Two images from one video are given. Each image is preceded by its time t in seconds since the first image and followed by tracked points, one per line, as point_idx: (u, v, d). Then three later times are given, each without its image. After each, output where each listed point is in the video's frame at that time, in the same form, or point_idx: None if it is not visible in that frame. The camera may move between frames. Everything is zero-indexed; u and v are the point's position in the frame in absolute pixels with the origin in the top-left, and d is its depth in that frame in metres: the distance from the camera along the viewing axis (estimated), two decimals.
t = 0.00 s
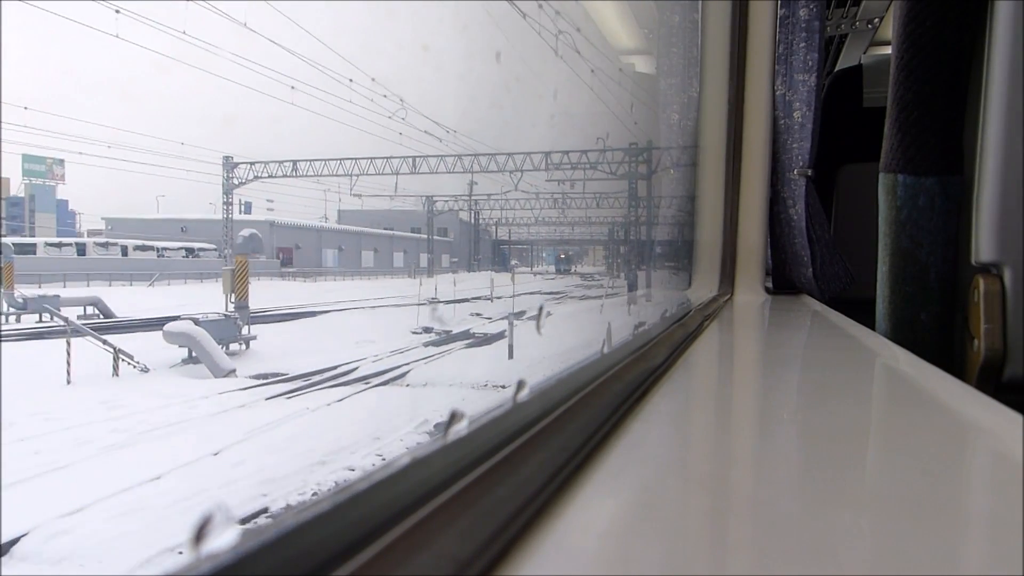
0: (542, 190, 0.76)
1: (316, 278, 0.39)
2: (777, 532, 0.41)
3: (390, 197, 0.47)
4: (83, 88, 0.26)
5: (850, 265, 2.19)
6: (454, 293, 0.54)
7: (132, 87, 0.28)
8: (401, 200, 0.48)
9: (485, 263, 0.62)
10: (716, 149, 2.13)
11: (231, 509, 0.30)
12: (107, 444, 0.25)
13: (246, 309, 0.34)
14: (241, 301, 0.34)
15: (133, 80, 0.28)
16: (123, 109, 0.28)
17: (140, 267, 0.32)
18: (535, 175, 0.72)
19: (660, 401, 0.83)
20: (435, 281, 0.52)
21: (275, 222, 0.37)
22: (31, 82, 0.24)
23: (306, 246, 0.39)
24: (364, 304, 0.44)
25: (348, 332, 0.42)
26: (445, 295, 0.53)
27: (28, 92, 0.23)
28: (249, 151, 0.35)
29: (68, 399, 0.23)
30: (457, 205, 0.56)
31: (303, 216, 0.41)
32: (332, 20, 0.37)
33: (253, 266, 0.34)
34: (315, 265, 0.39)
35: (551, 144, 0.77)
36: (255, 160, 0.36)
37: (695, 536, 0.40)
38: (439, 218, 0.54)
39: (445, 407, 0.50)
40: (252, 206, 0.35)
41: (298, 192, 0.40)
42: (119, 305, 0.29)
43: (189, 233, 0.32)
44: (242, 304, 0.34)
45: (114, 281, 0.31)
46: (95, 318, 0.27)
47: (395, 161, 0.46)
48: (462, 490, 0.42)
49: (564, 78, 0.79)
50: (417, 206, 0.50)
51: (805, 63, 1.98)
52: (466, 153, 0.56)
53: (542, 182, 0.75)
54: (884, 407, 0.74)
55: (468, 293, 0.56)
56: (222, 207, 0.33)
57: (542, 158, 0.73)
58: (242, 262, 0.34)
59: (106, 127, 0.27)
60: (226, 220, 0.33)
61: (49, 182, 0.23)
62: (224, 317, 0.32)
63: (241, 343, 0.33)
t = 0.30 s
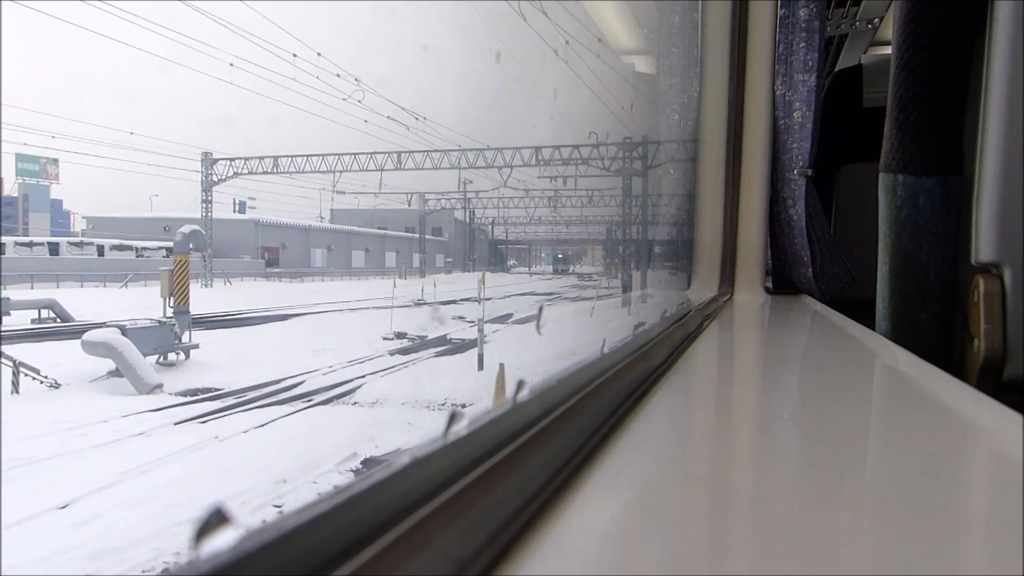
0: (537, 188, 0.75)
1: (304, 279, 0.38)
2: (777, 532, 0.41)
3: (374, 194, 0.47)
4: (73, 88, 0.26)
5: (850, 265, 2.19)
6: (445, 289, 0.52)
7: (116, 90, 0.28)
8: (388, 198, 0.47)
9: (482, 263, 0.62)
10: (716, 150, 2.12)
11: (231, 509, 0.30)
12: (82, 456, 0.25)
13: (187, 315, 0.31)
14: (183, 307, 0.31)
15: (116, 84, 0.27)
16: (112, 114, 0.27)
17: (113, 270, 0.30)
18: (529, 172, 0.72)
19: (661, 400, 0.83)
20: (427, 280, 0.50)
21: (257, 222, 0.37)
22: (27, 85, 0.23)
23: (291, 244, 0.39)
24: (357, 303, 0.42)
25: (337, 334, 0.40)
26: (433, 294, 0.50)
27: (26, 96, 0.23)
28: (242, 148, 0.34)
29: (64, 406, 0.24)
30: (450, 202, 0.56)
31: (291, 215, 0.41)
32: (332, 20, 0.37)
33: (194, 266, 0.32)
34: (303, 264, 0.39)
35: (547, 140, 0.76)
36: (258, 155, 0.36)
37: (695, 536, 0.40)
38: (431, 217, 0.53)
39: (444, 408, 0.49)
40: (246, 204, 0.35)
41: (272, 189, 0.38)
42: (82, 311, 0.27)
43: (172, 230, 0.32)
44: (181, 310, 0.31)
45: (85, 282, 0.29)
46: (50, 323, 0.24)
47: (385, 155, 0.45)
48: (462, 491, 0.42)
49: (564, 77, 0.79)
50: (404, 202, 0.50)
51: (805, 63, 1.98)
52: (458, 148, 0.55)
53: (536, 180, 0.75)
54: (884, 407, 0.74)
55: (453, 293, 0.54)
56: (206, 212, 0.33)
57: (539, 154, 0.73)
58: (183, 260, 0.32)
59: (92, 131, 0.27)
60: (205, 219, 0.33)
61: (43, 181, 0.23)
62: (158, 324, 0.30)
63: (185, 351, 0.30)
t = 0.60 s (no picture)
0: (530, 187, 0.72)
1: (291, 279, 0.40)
2: (778, 532, 0.41)
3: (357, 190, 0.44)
4: (62, 88, 0.26)
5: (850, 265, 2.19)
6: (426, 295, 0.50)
7: (96, 86, 0.28)
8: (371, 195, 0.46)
9: (476, 263, 0.63)
10: (716, 150, 2.12)
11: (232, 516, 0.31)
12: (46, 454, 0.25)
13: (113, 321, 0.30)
14: (106, 311, 0.30)
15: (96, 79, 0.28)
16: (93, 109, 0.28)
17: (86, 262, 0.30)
18: (522, 166, 0.68)
19: (660, 401, 0.83)
20: (421, 281, 0.51)
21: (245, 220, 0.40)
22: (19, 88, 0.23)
23: (278, 243, 0.41)
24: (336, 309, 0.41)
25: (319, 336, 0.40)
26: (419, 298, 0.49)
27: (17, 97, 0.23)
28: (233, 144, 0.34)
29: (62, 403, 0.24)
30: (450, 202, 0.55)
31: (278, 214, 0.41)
32: (332, 20, 0.37)
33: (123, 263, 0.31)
34: (291, 264, 0.41)
35: (540, 134, 0.72)
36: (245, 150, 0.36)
37: (694, 536, 0.40)
38: (424, 216, 0.53)
39: (444, 408, 0.49)
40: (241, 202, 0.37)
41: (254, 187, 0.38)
42: (38, 313, 0.27)
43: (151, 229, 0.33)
44: (107, 315, 0.30)
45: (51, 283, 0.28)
46: None
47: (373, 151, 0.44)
48: (462, 491, 0.42)
49: (563, 77, 0.79)
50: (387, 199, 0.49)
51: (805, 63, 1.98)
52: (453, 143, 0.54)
53: (528, 178, 0.72)
54: (884, 407, 0.74)
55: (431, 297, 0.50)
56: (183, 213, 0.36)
57: (531, 149, 0.70)
58: (106, 259, 0.30)
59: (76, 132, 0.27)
60: (185, 217, 0.36)
61: (36, 180, 0.24)
62: (75, 332, 0.29)
63: (109, 363, 0.30)
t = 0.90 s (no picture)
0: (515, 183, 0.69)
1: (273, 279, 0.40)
2: (777, 532, 0.41)
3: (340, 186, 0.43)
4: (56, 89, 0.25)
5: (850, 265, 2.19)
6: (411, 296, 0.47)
7: (82, 86, 0.27)
8: (354, 191, 0.45)
9: (474, 262, 0.63)
10: (716, 150, 2.12)
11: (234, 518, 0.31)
12: None
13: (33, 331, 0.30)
14: (10, 320, 0.26)
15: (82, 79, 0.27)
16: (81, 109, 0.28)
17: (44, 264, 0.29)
18: (510, 162, 0.66)
19: (660, 400, 0.83)
20: (411, 282, 0.48)
21: (229, 221, 0.35)
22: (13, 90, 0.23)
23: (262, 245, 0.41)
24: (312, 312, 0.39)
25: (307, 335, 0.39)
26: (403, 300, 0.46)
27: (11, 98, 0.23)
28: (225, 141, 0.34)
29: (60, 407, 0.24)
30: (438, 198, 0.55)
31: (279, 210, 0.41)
32: (332, 20, 0.37)
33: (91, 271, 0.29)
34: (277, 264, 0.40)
35: (531, 129, 0.70)
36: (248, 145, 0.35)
37: (694, 536, 0.41)
38: (416, 215, 0.52)
39: (444, 409, 0.49)
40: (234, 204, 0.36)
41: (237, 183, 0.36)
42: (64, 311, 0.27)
43: (135, 228, 0.33)
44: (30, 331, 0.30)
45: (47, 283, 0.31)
46: None
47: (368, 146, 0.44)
48: (462, 490, 0.42)
49: (563, 76, 0.79)
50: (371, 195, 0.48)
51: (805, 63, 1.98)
52: (451, 142, 0.54)
53: (517, 175, 0.69)
54: (884, 407, 0.74)
55: (415, 299, 0.48)
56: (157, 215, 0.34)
57: (519, 143, 0.66)
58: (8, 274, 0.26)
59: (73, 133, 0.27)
60: (161, 217, 0.33)
61: (32, 179, 0.24)
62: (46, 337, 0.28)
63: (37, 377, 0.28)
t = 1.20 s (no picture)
0: (502, 179, 0.67)
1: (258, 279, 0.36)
2: (777, 533, 0.41)
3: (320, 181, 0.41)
4: (58, 89, 0.25)
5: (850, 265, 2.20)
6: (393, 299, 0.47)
7: (81, 86, 0.27)
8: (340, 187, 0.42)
9: (468, 263, 0.63)
10: (716, 150, 2.12)
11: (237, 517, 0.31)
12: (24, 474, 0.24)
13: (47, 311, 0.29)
14: None
15: (79, 78, 0.27)
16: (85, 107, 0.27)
17: (50, 264, 0.26)
18: (496, 156, 0.63)
19: (660, 400, 0.83)
20: (403, 282, 0.49)
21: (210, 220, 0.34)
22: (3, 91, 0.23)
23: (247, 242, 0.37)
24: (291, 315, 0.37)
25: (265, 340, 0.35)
26: (386, 300, 0.46)
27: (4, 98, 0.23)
28: (232, 135, 0.34)
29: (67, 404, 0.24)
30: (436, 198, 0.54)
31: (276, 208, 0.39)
32: (332, 21, 0.37)
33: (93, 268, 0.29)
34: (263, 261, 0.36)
35: (523, 122, 0.67)
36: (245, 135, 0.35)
37: (694, 536, 0.41)
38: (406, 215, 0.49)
39: (444, 409, 0.49)
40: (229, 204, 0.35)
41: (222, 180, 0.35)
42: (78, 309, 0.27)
43: (116, 227, 0.27)
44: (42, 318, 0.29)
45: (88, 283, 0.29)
46: None
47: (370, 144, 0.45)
48: (462, 490, 0.43)
49: (564, 76, 0.79)
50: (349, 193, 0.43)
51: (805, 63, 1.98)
52: (451, 144, 0.54)
53: (507, 170, 0.67)
54: (884, 407, 0.74)
55: (401, 301, 0.47)
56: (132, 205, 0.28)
57: (507, 137, 0.63)
58: None
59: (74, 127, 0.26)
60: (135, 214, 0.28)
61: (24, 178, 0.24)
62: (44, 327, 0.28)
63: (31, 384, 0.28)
